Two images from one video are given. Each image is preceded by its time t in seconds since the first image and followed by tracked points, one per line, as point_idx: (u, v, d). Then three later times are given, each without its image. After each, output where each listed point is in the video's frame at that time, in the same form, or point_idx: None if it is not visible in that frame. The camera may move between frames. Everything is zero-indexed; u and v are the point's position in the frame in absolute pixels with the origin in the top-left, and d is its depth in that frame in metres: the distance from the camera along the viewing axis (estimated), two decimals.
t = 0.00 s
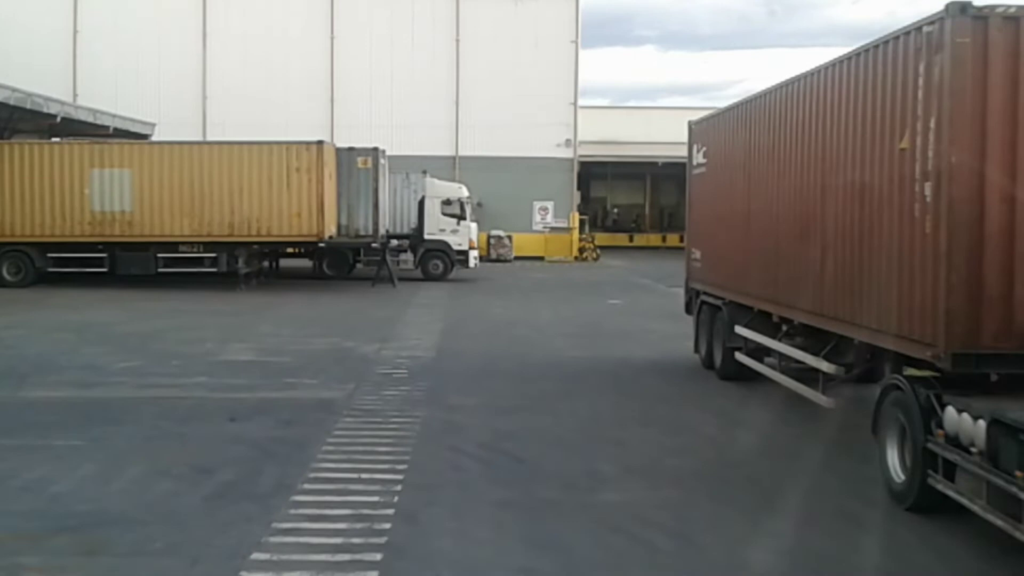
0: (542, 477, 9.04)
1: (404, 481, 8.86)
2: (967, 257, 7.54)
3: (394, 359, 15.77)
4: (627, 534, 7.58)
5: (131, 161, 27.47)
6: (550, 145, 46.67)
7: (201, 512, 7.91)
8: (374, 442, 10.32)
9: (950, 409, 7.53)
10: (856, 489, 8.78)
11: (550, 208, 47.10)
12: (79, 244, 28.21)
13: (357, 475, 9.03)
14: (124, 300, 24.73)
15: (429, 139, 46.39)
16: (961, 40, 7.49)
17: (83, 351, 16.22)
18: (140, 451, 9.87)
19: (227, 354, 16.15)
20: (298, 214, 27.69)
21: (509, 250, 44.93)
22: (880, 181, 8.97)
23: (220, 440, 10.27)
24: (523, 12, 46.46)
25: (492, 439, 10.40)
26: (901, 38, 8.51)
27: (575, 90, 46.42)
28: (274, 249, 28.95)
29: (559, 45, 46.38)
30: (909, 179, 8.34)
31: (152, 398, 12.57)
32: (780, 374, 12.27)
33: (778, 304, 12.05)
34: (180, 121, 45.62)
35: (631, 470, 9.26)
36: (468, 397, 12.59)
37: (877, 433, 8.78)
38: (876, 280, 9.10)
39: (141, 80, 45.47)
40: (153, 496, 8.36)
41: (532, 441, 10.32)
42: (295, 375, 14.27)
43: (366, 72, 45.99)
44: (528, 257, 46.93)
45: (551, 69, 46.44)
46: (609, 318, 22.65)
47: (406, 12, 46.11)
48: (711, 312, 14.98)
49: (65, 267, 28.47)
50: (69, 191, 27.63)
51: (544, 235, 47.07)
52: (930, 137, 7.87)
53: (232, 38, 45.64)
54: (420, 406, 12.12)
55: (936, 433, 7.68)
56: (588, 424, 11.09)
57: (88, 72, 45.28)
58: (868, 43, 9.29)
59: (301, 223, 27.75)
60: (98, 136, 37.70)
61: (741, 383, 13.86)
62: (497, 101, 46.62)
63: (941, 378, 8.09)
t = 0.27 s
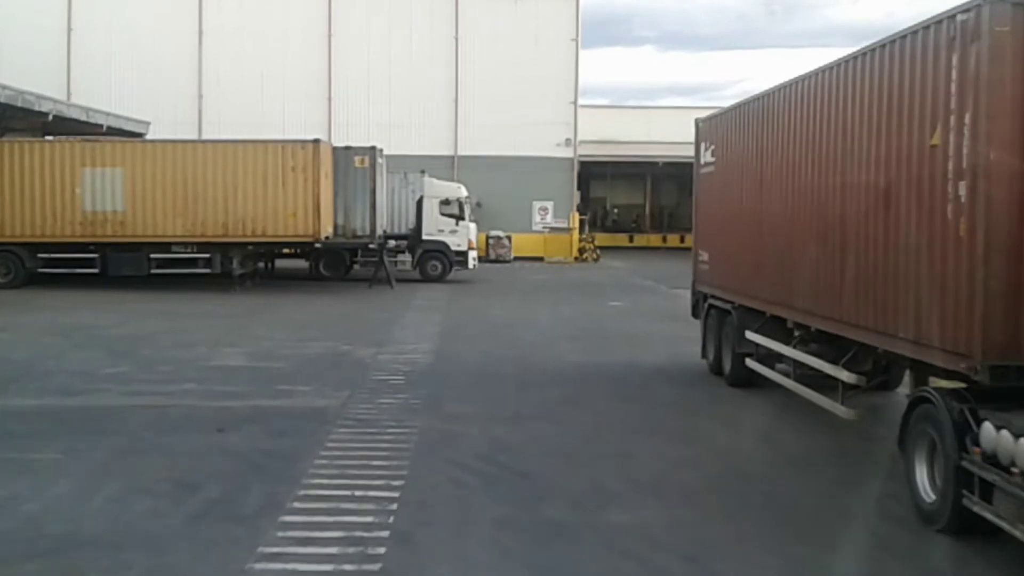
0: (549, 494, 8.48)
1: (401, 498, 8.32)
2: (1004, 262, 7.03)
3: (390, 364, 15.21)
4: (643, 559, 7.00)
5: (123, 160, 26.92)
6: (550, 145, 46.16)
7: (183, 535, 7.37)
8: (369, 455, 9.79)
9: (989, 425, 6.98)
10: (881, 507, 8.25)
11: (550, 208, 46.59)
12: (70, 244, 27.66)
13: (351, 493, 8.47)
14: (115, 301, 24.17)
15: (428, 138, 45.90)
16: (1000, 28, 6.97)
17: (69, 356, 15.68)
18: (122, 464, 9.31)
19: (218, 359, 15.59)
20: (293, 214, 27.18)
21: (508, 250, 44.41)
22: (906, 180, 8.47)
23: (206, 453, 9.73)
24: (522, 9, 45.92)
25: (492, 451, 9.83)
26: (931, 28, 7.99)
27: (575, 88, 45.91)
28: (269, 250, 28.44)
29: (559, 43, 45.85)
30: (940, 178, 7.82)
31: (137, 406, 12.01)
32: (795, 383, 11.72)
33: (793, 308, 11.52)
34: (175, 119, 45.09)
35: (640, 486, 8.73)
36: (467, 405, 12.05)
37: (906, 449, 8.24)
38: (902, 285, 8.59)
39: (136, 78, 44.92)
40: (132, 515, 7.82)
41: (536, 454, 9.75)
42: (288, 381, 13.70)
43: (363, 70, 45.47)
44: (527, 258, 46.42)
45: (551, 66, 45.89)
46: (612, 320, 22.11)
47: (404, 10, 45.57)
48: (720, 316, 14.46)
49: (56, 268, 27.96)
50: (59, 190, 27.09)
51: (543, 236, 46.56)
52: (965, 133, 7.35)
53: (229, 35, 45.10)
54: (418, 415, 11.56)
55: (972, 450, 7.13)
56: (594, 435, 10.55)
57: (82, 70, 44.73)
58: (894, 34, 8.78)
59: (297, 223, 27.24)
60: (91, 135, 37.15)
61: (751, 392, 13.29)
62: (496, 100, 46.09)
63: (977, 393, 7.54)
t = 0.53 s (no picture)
0: (556, 517, 7.92)
1: (397, 522, 7.77)
2: None
3: (388, 374, 14.66)
4: None
5: (116, 163, 26.40)
6: (550, 148, 45.62)
7: (161, 565, 6.83)
8: (364, 473, 9.25)
9: None
10: (911, 532, 7.69)
11: (551, 212, 46.05)
12: (61, 249, 27.12)
13: (344, 517, 7.91)
14: (107, 307, 23.64)
15: (427, 140, 45.40)
16: None
17: (55, 365, 15.13)
18: (101, 483, 8.77)
19: (209, 368, 15.04)
20: (290, 218, 26.66)
21: (508, 254, 43.87)
22: (933, 182, 8.01)
23: (192, 471, 9.19)
24: (522, 10, 45.37)
25: (495, 470, 9.28)
26: (967, 18, 7.48)
27: (576, 91, 45.37)
28: (265, 254, 27.91)
29: (559, 44, 45.30)
30: (976, 177, 7.30)
31: (121, 419, 11.45)
32: (812, 395, 11.19)
33: (809, 315, 11.05)
34: (172, 122, 44.57)
35: (652, 508, 8.18)
36: (467, 418, 11.51)
37: (939, 468, 7.68)
38: (927, 292, 8.14)
39: (133, 80, 44.39)
40: (107, 541, 7.27)
41: (541, 473, 9.20)
42: (281, 392, 13.15)
43: (362, 72, 44.96)
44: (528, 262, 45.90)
45: (552, 68, 45.36)
46: (615, 327, 21.57)
47: (404, 11, 45.04)
48: (730, 324, 13.91)
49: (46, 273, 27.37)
50: (50, 194, 26.54)
51: (544, 240, 46.02)
52: (1005, 129, 6.83)
53: (226, 37, 44.57)
54: (415, 429, 11.02)
55: (1014, 473, 6.57)
56: (601, 451, 10.00)
57: (78, 72, 44.20)
58: (924, 25, 8.26)
59: (293, 227, 26.71)
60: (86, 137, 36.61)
61: (764, 404, 12.75)
62: (496, 102, 45.55)
63: (1017, 408, 6.99)
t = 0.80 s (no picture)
0: (564, 542, 7.35)
1: (393, 549, 7.20)
2: None
3: (385, 382, 14.10)
4: None
5: (108, 163, 25.84)
6: (550, 147, 45.06)
7: None
8: (358, 492, 8.68)
9: None
10: (950, 559, 7.11)
11: (551, 213, 45.47)
12: (52, 252, 26.53)
13: (336, 542, 7.34)
14: (98, 311, 23.06)
15: (426, 140, 44.84)
16: None
17: (40, 373, 14.56)
18: (77, 506, 8.19)
19: (199, 376, 14.45)
20: (285, 219, 26.09)
21: (508, 256, 43.26)
22: (975, 183, 7.50)
23: (176, 491, 8.60)
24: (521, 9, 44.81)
25: (498, 489, 8.71)
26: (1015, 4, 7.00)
27: (577, 90, 44.83)
28: (261, 256, 27.33)
29: (559, 43, 44.76)
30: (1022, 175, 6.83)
31: (103, 432, 10.87)
32: (829, 405, 10.61)
33: (828, 321, 10.57)
34: (167, 122, 44.00)
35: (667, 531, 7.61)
36: (468, 431, 10.94)
37: (975, 489, 7.12)
38: (962, 300, 7.68)
39: (127, 79, 43.81)
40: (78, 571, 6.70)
41: (548, 492, 8.63)
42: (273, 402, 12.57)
43: (359, 72, 44.41)
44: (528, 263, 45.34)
45: (551, 67, 44.81)
46: (619, 331, 20.99)
47: (402, 9, 44.48)
48: (743, 328, 13.35)
49: (36, 276, 26.76)
50: (40, 195, 25.97)
51: (544, 241, 45.42)
52: None
53: (222, 35, 44.01)
54: (413, 443, 10.43)
55: None
56: (610, 468, 9.44)
57: (72, 71, 43.64)
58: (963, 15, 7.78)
59: (289, 228, 26.14)
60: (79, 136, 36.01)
61: (780, 414, 12.17)
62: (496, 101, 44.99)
63: None
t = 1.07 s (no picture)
0: (574, 570, 6.75)
1: None
2: None
3: (381, 390, 13.50)
4: None
5: (98, 162, 25.27)
6: (550, 148, 44.50)
7: None
8: (351, 512, 8.08)
9: None
10: None
11: (550, 214, 44.88)
12: (41, 252, 25.96)
13: (325, 570, 6.75)
14: (87, 313, 22.47)
15: (424, 140, 44.27)
16: None
17: (21, 379, 13.96)
18: (46, 528, 7.58)
19: (186, 383, 13.83)
20: (280, 220, 25.51)
21: (506, 258, 42.65)
22: (1013, 185, 7.00)
23: (155, 511, 8.00)
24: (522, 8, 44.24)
25: (501, 510, 8.10)
26: None
27: (577, 90, 44.28)
28: (256, 257, 26.75)
29: (560, 42, 44.21)
30: None
31: (80, 443, 10.25)
32: (848, 417, 10.02)
33: (846, 328, 10.05)
34: (162, 120, 43.41)
35: (684, 558, 7.02)
36: (469, 444, 10.35)
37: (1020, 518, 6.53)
38: (998, 309, 7.17)
39: (122, 77, 43.22)
40: None
41: (555, 514, 8.02)
42: (262, 411, 11.95)
43: (357, 70, 43.82)
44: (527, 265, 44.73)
45: (551, 67, 44.25)
46: (622, 335, 20.38)
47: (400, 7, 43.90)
48: (754, 335, 12.79)
49: (25, 277, 26.18)
50: (29, 194, 25.41)
51: (543, 242, 44.81)
52: None
53: (218, 33, 43.42)
54: (410, 458, 9.82)
55: None
56: (621, 486, 8.85)
57: (66, 69, 43.04)
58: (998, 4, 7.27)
59: (284, 229, 25.55)
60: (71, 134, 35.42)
61: (795, 427, 11.56)
62: (495, 101, 44.42)
63: None
